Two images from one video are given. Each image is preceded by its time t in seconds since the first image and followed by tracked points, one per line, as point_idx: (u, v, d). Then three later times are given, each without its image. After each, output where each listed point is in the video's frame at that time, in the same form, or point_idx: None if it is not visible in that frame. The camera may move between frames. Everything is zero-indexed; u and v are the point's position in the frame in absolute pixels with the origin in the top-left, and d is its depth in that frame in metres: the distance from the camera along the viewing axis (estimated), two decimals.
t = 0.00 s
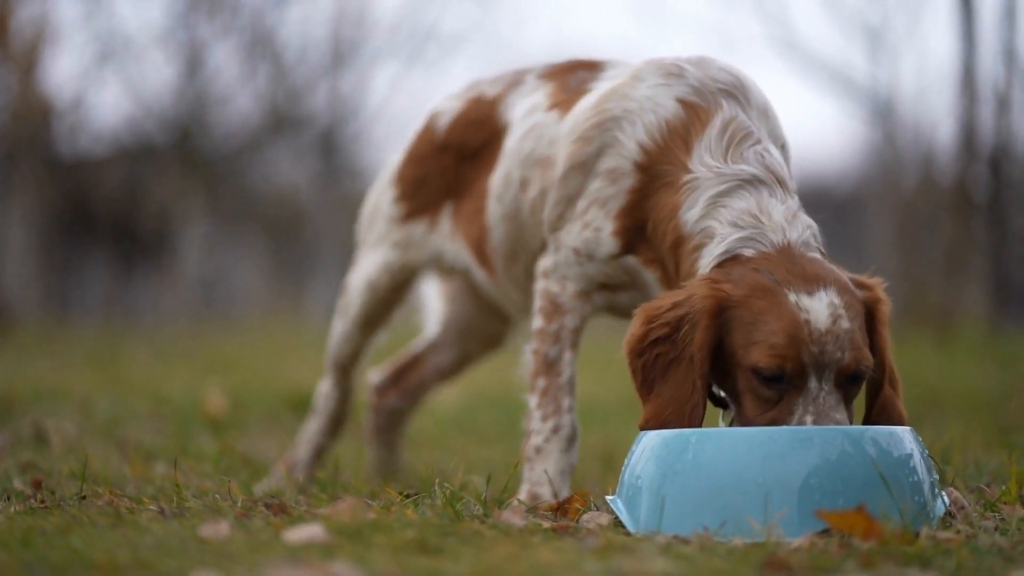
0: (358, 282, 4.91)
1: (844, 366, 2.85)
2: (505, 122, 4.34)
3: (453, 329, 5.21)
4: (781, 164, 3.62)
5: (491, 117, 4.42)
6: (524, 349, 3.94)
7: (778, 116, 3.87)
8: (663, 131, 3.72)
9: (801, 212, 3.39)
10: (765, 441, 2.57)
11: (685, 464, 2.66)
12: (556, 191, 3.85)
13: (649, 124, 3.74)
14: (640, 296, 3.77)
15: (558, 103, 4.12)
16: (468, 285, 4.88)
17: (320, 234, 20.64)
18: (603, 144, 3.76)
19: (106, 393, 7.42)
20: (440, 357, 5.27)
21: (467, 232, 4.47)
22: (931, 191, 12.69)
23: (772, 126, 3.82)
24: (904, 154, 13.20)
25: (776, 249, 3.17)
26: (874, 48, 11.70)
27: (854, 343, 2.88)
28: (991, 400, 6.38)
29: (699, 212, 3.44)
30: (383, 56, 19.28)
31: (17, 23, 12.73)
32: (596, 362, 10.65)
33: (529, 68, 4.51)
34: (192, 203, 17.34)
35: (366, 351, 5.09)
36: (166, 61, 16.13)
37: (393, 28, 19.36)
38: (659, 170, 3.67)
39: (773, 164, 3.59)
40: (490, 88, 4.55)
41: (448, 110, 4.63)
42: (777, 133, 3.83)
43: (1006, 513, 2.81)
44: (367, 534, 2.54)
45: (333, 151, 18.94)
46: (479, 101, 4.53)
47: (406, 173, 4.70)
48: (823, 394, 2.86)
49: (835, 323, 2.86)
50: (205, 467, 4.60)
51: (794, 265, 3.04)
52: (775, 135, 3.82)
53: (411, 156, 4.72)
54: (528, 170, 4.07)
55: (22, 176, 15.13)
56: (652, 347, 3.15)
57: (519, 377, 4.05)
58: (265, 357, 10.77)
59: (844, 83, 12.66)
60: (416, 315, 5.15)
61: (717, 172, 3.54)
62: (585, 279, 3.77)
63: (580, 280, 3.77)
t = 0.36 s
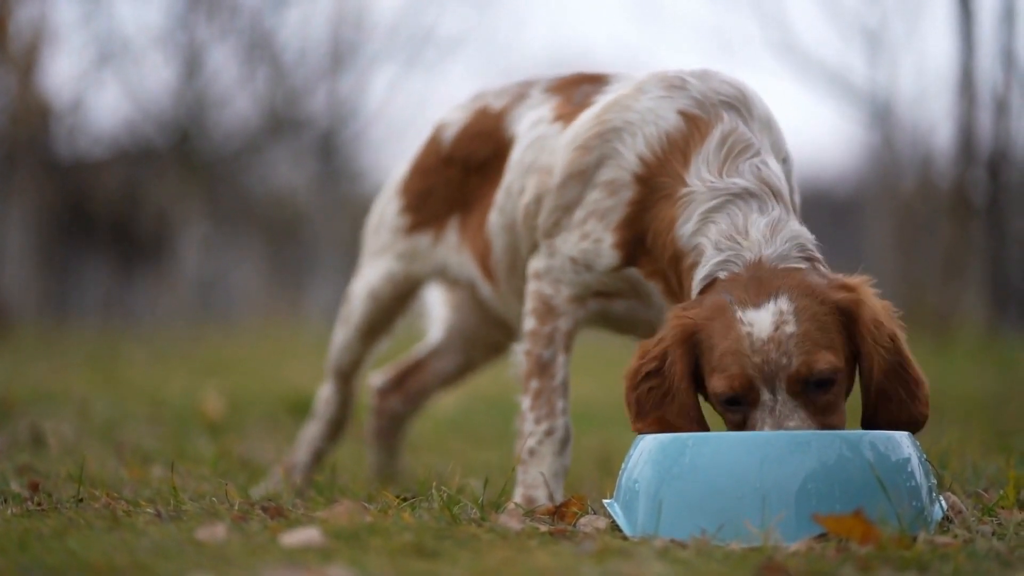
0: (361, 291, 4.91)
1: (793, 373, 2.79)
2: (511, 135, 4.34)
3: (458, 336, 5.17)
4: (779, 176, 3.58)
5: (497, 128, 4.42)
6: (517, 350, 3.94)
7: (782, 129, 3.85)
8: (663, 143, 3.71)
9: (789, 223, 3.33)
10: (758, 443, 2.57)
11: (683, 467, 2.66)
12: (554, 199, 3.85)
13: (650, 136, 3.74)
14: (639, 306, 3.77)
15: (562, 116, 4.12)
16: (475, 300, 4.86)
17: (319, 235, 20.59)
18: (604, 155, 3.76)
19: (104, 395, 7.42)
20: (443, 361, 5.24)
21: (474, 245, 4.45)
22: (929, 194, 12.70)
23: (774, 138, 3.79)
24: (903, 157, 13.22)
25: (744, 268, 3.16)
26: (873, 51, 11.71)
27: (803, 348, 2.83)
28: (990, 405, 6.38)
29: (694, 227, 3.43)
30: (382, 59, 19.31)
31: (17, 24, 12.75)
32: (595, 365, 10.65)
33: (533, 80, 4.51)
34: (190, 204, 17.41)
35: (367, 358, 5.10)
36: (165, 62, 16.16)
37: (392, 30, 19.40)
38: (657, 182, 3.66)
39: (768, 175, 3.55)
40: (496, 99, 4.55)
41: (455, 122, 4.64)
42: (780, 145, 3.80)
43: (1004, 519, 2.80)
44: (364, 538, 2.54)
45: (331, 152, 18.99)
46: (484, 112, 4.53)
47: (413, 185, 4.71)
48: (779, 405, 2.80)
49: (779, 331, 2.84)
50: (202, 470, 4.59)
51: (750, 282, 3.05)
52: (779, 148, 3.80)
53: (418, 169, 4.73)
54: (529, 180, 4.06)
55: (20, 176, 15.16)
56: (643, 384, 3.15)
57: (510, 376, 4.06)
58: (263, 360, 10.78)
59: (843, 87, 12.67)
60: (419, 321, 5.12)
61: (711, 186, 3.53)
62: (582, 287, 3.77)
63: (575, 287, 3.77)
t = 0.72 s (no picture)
0: (364, 294, 4.92)
1: (800, 370, 2.78)
2: (514, 133, 4.34)
3: (458, 338, 5.18)
4: (789, 160, 3.60)
5: (499, 127, 4.42)
6: (521, 351, 3.94)
7: (787, 118, 3.86)
8: (671, 135, 3.72)
9: (803, 202, 3.34)
10: (760, 448, 2.56)
11: (682, 470, 2.66)
12: (562, 195, 3.85)
13: (657, 129, 3.74)
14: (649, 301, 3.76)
15: (564, 112, 4.12)
16: (479, 300, 4.85)
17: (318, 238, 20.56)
18: (610, 150, 3.76)
19: (104, 398, 7.43)
20: (444, 363, 5.25)
21: (480, 245, 4.45)
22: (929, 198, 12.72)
23: (781, 127, 3.80)
24: (903, 160, 13.22)
25: (760, 247, 3.14)
26: (873, 54, 11.72)
27: (813, 344, 2.80)
28: (991, 408, 6.39)
29: (706, 213, 3.43)
30: (381, 62, 19.30)
31: (17, 27, 12.75)
32: (595, 368, 10.67)
33: (534, 78, 4.52)
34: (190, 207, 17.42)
35: (368, 362, 5.10)
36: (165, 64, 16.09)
37: (391, 33, 19.39)
38: (666, 174, 3.66)
39: (778, 159, 3.57)
40: (497, 99, 4.56)
41: (456, 124, 4.64)
42: (787, 135, 3.81)
43: (1003, 520, 2.81)
44: (364, 539, 2.54)
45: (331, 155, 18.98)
46: (486, 112, 4.53)
47: (416, 187, 4.71)
48: (784, 402, 2.82)
49: (790, 327, 2.82)
50: (202, 472, 4.59)
51: (765, 265, 3.01)
52: (786, 136, 3.81)
53: (420, 170, 4.73)
54: (533, 178, 4.07)
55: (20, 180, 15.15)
56: (651, 349, 3.17)
57: (513, 377, 4.06)
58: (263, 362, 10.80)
59: (843, 90, 12.68)
60: (420, 322, 5.14)
61: (721, 172, 3.54)
62: (588, 284, 3.77)
63: (583, 284, 3.77)
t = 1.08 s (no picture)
0: (364, 298, 4.91)
1: (816, 384, 2.79)
2: (514, 137, 4.34)
3: (454, 340, 5.17)
4: (785, 170, 3.60)
5: (499, 131, 4.42)
6: (520, 355, 3.94)
7: (787, 125, 3.85)
8: (670, 142, 3.71)
9: (800, 218, 3.36)
10: (763, 453, 2.56)
11: (682, 474, 2.66)
12: (560, 199, 3.85)
13: (656, 135, 3.74)
14: (647, 306, 3.76)
15: (565, 116, 4.12)
16: (478, 302, 4.85)
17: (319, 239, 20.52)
18: (609, 155, 3.76)
19: (105, 399, 7.43)
20: (440, 365, 5.24)
21: (479, 249, 4.44)
22: (930, 201, 12.72)
23: (781, 134, 3.81)
24: (904, 164, 13.21)
25: (760, 266, 3.14)
26: (874, 56, 11.71)
27: (826, 358, 2.82)
28: (991, 411, 6.38)
29: (702, 224, 3.43)
30: (382, 64, 19.30)
31: (18, 27, 12.75)
32: (595, 370, 10.66)
33: (535, 82, 4.52)
34: (190, 209, 17.39)
35: (367, 365, 5.10)
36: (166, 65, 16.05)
37: (393, 35, 19.40)
38: (664, 180, 3.67)
39: (776, 170, 3.57)
40: (497, 103, 4.56)
41: (455, 126, 4.64)
42: (786, 141, 3.82)
43: (1003, 526, 2.81)
44: (363, 543, 2.54)
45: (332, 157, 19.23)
46: (486, 116, 4.53)
47: (416, 190, 4.71)
48: (801, 415, 2.81)
49: (803, 340, 2.83)
50: (202, 475, 4.59)
51: (769, 283, 3.01)
52: (785, 144, 3.81)
53: (420, 172, 4.73)
54: (532, 182, 4.06)
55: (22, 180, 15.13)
56: (650, 373, 3.15)
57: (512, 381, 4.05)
58: (263, 364, 10.80)
59: (843, 92, 12.68)
60: (416, 325, 5.12)
61: (719, 183, 3.54)
62: (586, 288, 3.77)
63: (581, 288, 3.77)
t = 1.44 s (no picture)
0: (367, 302, 4.91)
1: (796, 379, 2.79)
2: (517, 145, 4.35)
3: (460, 343, 5.18)
4: (785, 181, 3.57)
5: (503, 139, 4.43)
6: (522, 358, 3.94)
7: (788, 135, 3.85)
8: (671, 154, 3.72)
9: (793, 232, 3.33)
10: (761, 453, 2.57)
11: (684, 474, 2.66)
12: (562, 211, 3.85)
13: (656, 147, 3.74)
14: (650, 315, 3.77)
15: (568, 126, 4.13)
16: (481, 306, 4.86)
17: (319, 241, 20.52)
18: (611, 168, 3.77)
19: (106, 400, 7.45)
20: (444, 368, 5.25)
21: (480, 255, 4.45)
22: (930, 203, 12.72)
23: (783, 144, 3.79)
24: (905, 167, 13.21)
25: (744, 282, 3.16)
26: (875, 59, 11.71)
27: (805, 353, 2.82)
28: (991, 414, 6.38)
29: (701, 239, 3.44)
30: (383, 65, 19.32)
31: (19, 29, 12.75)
32: (596, 373, 10.66)
33: (539, 90, 4.52)
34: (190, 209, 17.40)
35: (370, 368, 5.10)
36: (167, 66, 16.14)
37: (394, 37, 19.41)
38: (665, 193, 3.67)
39: (774, 182, 3.54)
40: (502, 110, 4.56)
41: (460, 133, 4.65)
42: (788, 151, 3.81)
43: (1003, 527, 2.81)
44: (364, 545, 2.54)
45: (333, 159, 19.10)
46: (489, 124, 4.54)
47: (419, 195, 4.71)
48: (790, 412, 2.81)
49: (778, 340, 2.84)
50: (202, 476, 4.60)
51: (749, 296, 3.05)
52: (787, 154, 3.80)
53: (423, 179, 4.73)
54: (535, 191, 4.06)
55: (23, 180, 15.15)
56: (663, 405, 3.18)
57: (514, 384, 4.06)
58: (264, 365, 10.81)
59: (844, 94, 12.67)
60: (423, 327, 5.13)
61: (717, 197, 3.53)
62: (589, 296, 3.77)
63: (584, 296, 3.78)
